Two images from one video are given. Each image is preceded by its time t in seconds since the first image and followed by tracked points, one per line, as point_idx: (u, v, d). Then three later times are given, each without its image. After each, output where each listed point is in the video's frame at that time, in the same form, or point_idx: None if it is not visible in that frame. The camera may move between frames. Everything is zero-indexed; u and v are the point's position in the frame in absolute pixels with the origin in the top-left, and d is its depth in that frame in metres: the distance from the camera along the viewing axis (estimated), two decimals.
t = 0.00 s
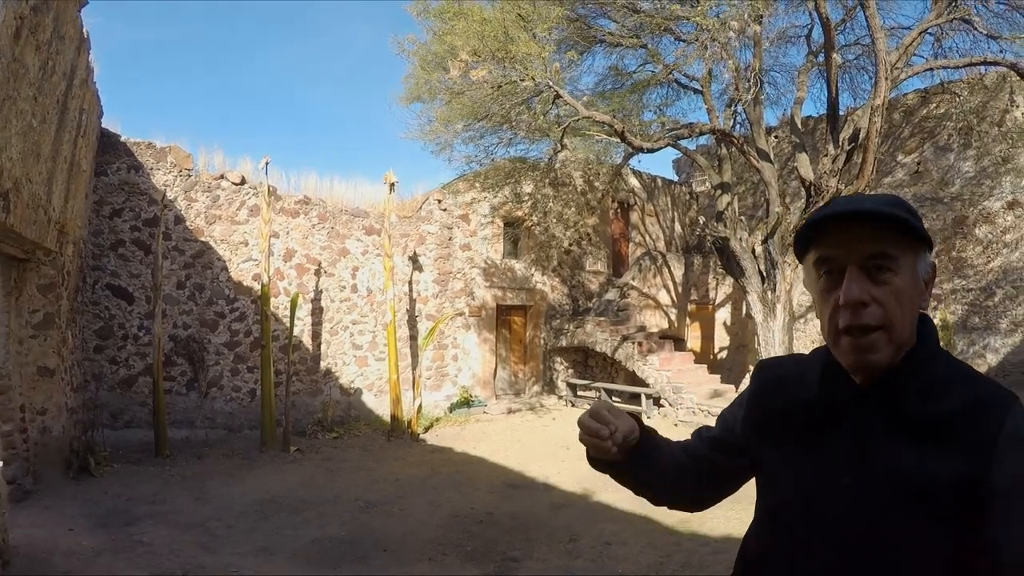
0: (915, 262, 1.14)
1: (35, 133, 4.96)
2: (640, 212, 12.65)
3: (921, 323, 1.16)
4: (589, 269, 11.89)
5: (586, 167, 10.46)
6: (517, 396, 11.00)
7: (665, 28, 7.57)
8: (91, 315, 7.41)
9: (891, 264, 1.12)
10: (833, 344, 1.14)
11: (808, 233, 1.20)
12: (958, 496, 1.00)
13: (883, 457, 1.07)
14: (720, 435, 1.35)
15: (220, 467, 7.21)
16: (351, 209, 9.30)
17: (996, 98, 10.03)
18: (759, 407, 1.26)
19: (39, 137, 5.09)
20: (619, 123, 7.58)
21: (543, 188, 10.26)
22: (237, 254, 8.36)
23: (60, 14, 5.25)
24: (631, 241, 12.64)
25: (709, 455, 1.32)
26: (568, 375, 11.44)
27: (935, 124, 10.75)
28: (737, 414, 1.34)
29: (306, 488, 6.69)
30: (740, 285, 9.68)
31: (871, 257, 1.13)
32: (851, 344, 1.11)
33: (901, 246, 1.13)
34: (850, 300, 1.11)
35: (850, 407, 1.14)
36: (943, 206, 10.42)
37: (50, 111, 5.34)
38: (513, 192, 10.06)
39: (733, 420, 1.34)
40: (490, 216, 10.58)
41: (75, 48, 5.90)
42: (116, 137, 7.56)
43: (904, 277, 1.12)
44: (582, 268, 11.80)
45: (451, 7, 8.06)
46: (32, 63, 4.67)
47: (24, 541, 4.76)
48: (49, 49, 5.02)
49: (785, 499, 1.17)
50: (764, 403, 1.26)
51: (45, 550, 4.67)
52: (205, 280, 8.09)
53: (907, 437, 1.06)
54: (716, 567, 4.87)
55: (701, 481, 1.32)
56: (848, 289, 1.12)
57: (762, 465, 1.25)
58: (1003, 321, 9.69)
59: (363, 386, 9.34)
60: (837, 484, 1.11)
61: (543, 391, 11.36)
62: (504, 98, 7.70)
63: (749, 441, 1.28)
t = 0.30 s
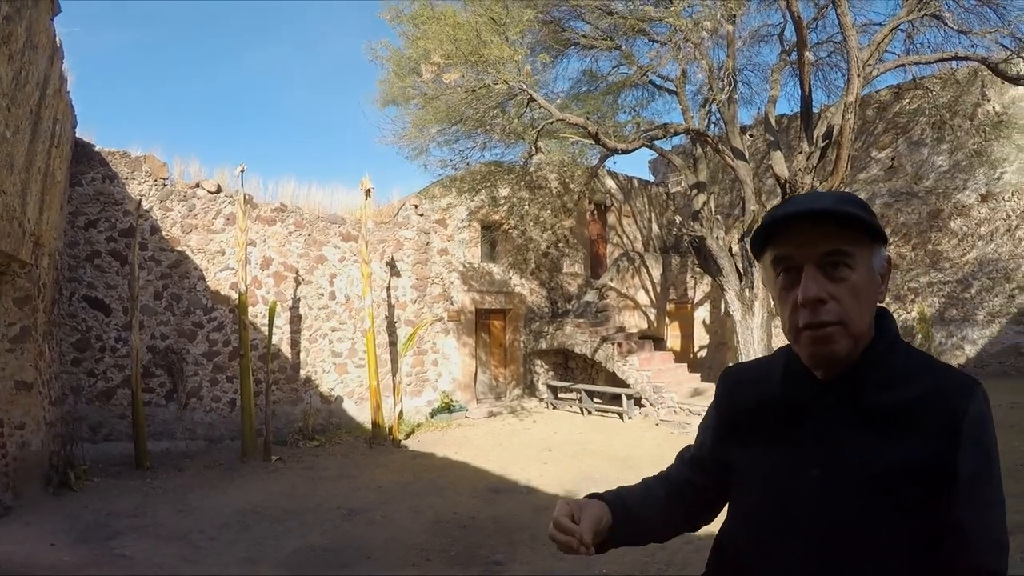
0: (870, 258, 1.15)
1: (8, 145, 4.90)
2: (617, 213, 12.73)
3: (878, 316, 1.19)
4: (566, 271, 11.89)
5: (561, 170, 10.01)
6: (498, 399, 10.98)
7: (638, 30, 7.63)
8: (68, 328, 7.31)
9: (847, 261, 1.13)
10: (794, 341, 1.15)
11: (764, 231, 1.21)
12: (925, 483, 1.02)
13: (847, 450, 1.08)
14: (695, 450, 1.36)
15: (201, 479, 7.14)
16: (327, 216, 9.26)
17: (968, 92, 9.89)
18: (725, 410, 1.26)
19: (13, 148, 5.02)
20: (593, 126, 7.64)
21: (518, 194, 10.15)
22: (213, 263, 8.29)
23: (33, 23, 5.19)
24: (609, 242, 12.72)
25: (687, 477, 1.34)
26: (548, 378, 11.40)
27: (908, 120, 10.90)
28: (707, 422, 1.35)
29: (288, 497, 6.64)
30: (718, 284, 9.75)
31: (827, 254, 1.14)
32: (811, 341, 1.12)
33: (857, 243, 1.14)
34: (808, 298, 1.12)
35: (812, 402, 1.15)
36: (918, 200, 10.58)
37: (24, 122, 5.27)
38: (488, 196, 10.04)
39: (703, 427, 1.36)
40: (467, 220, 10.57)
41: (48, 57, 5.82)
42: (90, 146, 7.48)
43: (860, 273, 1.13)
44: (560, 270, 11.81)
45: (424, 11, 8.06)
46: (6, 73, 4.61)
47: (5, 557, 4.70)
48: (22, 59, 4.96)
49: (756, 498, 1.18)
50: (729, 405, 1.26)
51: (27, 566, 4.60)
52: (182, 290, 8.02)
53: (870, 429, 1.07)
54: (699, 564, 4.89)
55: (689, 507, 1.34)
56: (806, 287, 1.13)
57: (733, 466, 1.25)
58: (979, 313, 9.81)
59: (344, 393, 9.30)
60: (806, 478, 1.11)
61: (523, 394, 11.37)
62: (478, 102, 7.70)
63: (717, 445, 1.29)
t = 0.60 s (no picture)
0: (837, 251, 1.15)
1: None
2: (598, 214, 12.67)
3: (850, 308, 1.19)
4: (549, 272, 11.91)
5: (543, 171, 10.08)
6: (482, 402, 10.97)
7: (618, 31, 7.66)
8: (49, 338, 7.24)
9: (814, 254, 1.13)
10: (762, 332, 1.16)
11: (732, 224, 1.20)
12: (902, 473, 1.01)
13: (820, 443, 1.08)
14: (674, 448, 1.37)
15: (186, 487, 7.09)
16: (308, 221, 9.23)
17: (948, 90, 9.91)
18: (701, 406, 1.27)
19: None
20: (572, 126, 7.68)
21: (499, 196, 10.52)
22: (195, 270, 8.25)
23: (10, 30, 5.14)
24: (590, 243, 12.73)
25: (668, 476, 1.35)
26: (532, 380, 11.54)
27: (888, 117, 11.01)
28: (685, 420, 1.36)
29: (273, 504, 6.61)
30: (700, 283, 9.79)
31: (793, 247, 1.14)
32: (779, 332, 1.13)
33: (824, 235, 1.14)
34: (774, 290, 1.12)
35: (786, 395, 1.15)
36: (898, 197, 10.69)
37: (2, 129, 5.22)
38: (469, 199, 10.45)
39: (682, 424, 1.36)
40: (448, 223, 10.57)
41: (25, 65, 5.76)
42: (68, 155, 7.42)
43: (827, 266, 1.13)
44: (542, 272, 11.80)
45: (403, 15, 8.06)
46: None
47: None
48: None
49: (733, 492, 1.19)
50: (705, 402, 1.27)
51: None
52: (164, 297, 7.97)
53: (842, 422, 1.07)
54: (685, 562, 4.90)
55: (671, 505, 1.35)
56: (772, 279, 1.13)
57: (709, 461, 1.26)
58: (961, 308, 9.91)
59: (328, 399, 9.26)
60: (781, 471, 1.12)
61: (507, 397, 11.37)
62: (458, 104, 7.70)
63: (694, 442, 1.29)
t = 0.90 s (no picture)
0: (827, 253, 1.16)
1: None
2: (584, 214, 12.74)
3: (838, 308, 1.20)
4: (535, 272, 11.94)
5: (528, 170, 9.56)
6: (468, 402, 10.97)
7: (605, 31, 7.67)
8: (35, 337, 7.19)
9: (802, 256, 1.13)
10: (750, 335, 1.16)
11: (721, 225, 1.20)
12: (889, 474, 1.02)
13: (805, 444, 1.09)
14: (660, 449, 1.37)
15: (171, 487, 7.05)
16: (294, 220, 9.20)
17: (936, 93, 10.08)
18: (688, 408, 1.27)
19: None
20: (559, 127, 7.69)
21: (485, 194, 10.09)
22: (180, 269, 8.21)
23: None
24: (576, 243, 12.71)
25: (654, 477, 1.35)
26: (518, 380, 11.50)
27: (875, 119, 11.07)
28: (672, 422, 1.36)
29: (258, 504, 6.58)
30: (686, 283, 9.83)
31: (782, 249, 1.14)
32: (767, 334, 1.13)
33: (812, 237, 1.14)
34: (762, 292, 1.12)
35: (773, 396, 1.15)
36: (885, 199, 10.76)
37: None
38: (455, 198, 10.17)
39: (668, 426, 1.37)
40: (434, 223, 10.59)
41: (10, 64, 5.70)
42: (54, 153, 7.37)
43: (815, 267, 1.14)
44: (528, 272, 11.84)
45: (389, 14, 8.04)
46: None
47: None
48: None
49: (719, 494, 1.19)
50: (691, 403, 1.27)
51: None
52: (149, 296, 7.93)
53: (828, 423, 1.08)
54: (670, 562, 4.91)
55: (657, 507, 1.35)
56: (760, 281, 1.13)
57: (696, 462, 1.25)
58: (946, 310, 9.98)
59: (313, 398, 9.23)
60: (768, 472, 1.13)
61: (494, 397, 11.37)
62: (444, 104, 7.70)
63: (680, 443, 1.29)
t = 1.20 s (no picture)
0: (822, 248, 1.15)
1: None
2: (578, 212, 12.77)
3: (833, 304, 1.20)
4: (529, 271, 11.94)
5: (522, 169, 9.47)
6: (463, 401, 10.97)
7: (596, 27, 7.66)
8: (30, 340, 7.18)
9: (799, 252, 1.13)
10: (747, 333, 1.16)
11: (715, 220, 1.20)
12: (888, 471, 1.03)
13: (803, 441, 1.09)
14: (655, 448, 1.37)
15: (167, 488, 7.05)
16: (288, 221, 9.18)
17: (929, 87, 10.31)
18: (682, 405, 1.26)
19: None
20: (552, 125, 7.69)
21: (478, 194, 10.21)
22: (174, 271, 8.20)
23: None
24: (570, 241, 12.71)
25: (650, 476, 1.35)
26: (513, 379, 11.48)
27: (869, 114, 11.06)
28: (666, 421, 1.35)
29: (254, 505, 6.57)
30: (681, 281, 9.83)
31: (778, 244, 1.14)
32: (763, 332, 1.13)
33: (808, 232, 1.14)
34: (758, 289, 1.12)
35: (769, 394, 1.15)
36: (880, 194, 10.70)
37: None
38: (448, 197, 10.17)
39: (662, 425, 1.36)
40: (428, 222, 10.59)
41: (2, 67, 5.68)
42: (47, 156, 7.35)
43: (811, 263, 1.14)
44: (522, 270, 11.84)
45: (380, 12, 8.03)
46: None
47: None
48: None
49: (716, 493, 1.18)
50: (686, 401, 1.26)
51: None
52: (143, 298, 7.92)
53: (826, 420, 1.08)
54: (666, 561, 4.91)
55: (652, 506, 1.35)
56: (756, 278, 1.13)
57: (692, 461, 1.25)
58: (942, 305, 9.98)
59: (308, 398, 9.22)
60: (765, 472, 1.12)
61: (489, 396, 11.37)
62: (436, 103, 7.69)
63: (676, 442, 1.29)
